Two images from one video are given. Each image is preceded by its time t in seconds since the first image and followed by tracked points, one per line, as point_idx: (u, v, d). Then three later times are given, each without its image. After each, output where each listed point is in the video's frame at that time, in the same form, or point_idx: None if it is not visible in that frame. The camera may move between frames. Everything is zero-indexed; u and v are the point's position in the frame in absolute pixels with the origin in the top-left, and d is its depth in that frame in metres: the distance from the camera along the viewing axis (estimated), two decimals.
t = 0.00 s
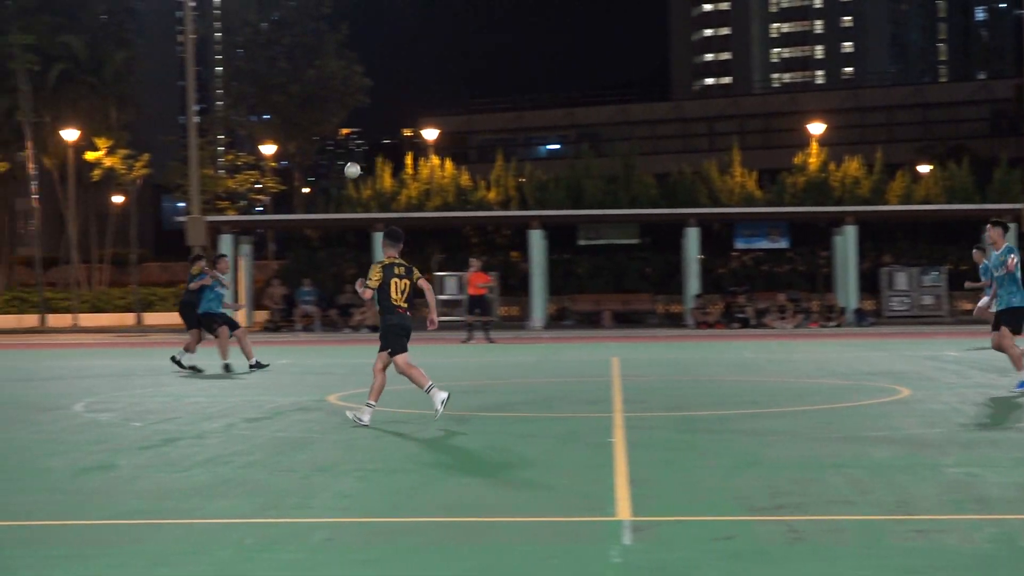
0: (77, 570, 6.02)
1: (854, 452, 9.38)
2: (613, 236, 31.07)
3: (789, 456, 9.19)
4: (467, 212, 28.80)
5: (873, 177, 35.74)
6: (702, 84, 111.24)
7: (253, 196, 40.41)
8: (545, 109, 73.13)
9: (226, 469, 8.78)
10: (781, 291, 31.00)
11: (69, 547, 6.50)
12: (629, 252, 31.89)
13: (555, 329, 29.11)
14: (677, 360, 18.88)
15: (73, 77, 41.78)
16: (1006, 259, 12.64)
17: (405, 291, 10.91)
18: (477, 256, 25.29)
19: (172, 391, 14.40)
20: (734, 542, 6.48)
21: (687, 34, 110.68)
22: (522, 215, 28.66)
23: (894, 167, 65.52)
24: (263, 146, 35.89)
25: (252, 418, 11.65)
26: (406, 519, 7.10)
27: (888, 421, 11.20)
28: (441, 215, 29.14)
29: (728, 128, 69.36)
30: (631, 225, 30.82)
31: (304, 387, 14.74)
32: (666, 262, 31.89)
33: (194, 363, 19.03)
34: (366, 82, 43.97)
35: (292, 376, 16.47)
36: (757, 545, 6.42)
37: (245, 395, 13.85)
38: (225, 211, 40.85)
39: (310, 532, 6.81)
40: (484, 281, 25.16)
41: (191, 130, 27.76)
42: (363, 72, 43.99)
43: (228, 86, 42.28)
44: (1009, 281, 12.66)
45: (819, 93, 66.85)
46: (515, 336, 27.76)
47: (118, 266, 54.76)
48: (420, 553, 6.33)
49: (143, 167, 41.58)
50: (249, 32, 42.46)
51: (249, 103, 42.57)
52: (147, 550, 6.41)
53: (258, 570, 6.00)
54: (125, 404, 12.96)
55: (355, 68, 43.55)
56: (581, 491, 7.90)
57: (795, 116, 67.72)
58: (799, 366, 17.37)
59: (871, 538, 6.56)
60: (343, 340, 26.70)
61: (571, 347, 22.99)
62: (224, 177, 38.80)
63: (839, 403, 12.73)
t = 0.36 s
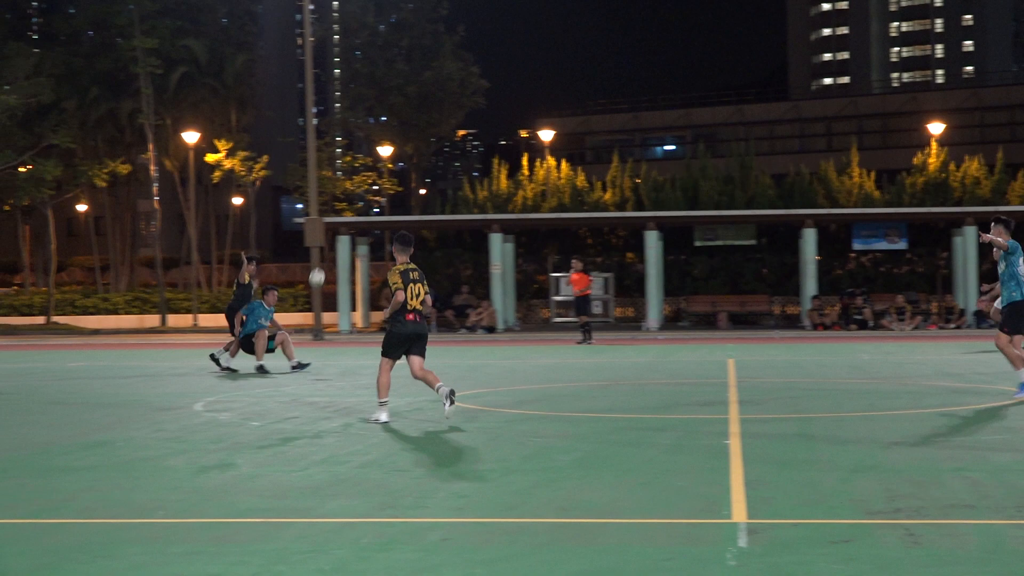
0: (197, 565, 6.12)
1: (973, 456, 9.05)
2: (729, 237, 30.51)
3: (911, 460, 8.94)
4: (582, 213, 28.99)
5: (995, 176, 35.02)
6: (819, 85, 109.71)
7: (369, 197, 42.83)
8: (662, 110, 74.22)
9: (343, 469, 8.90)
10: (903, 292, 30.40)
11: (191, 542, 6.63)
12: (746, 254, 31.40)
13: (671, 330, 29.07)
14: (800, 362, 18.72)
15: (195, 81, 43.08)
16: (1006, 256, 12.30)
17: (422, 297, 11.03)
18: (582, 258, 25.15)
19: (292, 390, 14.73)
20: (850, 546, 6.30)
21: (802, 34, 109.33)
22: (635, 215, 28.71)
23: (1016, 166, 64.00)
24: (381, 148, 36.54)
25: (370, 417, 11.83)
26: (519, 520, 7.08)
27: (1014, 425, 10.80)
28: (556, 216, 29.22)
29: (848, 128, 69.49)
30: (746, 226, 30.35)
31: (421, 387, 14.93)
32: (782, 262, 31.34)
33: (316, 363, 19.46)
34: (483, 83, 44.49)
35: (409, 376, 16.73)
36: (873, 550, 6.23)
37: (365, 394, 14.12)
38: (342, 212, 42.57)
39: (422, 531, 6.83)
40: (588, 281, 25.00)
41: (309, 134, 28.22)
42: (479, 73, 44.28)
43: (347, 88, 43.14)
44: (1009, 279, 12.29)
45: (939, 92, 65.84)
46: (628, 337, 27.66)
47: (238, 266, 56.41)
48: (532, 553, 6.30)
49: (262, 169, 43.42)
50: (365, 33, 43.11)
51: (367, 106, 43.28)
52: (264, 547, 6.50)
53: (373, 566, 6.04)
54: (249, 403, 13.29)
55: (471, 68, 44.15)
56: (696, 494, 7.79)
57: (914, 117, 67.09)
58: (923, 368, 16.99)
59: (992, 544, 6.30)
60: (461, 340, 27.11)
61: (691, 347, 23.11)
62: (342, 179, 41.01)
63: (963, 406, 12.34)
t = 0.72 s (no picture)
0: (270, 561, 6.22)
1: None
2: (801, 238, 30.55)
3: (983, 462, 8.84)
4: (655, 214, 29.05)
5: None
6: (892, 86, 110.36)
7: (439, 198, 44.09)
8: (735, 111, 76.10)
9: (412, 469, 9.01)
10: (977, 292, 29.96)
11: (262, 539, 6.74)
12: (817, 254, 31.00)
13: (741, 331, 28.96)
14: (868, 363, 18.63)
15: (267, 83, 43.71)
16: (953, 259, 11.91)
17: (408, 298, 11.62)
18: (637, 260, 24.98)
19: (362, 390, 14.94)
20: (922, 549, 6.25)
21: (874, 33, 108.37)
22: (706, 216, 28.70)
23: None
24: (452, 148, 36.86)
25: (439, 418, 11.98)
26: (588, 520, 7.13)
27: None
28: (628, 215, 29.21)
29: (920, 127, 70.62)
30: (819, 226, 30.19)
31: (489, 387, 15.09)
32: (854, 263, 30.76)
33: (384, 363, 19.76)
34: (554, 85, 44.55)
35: (478, 376, 16.89)
36: (948, 552, 6.18)
37: (435, 395, 14.31)
38: (412, 212, 43.09)
39: (490, 530, 6.89)
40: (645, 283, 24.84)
41: (380, 135, 28.26)
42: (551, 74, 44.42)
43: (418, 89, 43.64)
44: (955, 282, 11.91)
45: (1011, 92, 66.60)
46: (698, 338, 27.62)
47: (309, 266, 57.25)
48: (602, 552, 6.34)
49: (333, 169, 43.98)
50: (437, 35, 43.44)
51: (437, 106, 43.71)
52: (335, 544, 6.60)
53: (442, 564, 6.11)
54: (319, 403, 13.51)
55: (543, 70, 44.19)
56: (764, 495, 7.78)
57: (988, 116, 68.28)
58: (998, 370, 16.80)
59: None
60: (531, 341, 27.13)
61: (764, 348, 23.11)
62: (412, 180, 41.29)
63: None
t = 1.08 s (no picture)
0: (287, 560, 6.25)
1: None
2: (820, 239, 30.27)
3: (1002, 462, 8.82)
4: (672, 212, 28.91)
5: None
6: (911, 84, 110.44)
7: (459, 198, 44.32)
8: (753, 110, 76.16)
9: (429, 468, 9.03)
10: (995, 293, 29.77)
11: (279, 538, 6.78)
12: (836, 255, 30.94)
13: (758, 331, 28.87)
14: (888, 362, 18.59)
15: (286, 81, 43.85)
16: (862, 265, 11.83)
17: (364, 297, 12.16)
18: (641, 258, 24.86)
19: (379, 389, 14.97)
20: (941, 549, 6.24)
21: (893, 32, 108.14)
22: (724, 216, 28.72)
23: None
24: (470, 148, 36.88)
25: (456, 417, 12.00)
26: (607, 519, 7.15)
27: None
28: (646, 215, 29.17)
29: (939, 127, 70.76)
30: (837, 226, 30.10)
31: (507, 387, 15.10)
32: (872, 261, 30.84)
33: (403, 363, 19.81)
34: (572, 83, 44.45)
35: (495, 375, 16.90)
36: (967, 552, 6.17)
37: (453, 394, 14.33)
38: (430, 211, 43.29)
39: (507, 530, 6.91)
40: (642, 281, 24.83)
41: (399, 134, 28.63)
42: (569, 74, 44.29)
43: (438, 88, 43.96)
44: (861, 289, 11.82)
45: None
46: (716, 337, 27.64)
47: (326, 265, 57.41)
48: (619, 552, 6.35)
49: (352, 169, 44.24)
50: (456, 34, 43.57)
51: (456, 105, 43.86)
52: (352, 543, 6.63)
53: (459, 564, 6.13)
54: (338, 402, 13.55)
55: (561, 69, 44.07)
56: (783, 495, 7.78)
57: (1008, 116, 68.61)
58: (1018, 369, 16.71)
59: None
60: (548, 340, 27.07)
61: (782, 347, 23.08)
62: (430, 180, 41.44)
63: None
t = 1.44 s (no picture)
0: (286, 560, 6.24)
1: None
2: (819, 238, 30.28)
3: (1002, 462, 8.80)
4: (673, 212, 28.89)
5: None
6: (911, 83, 110.63)
7: (458, 197, 44.27)
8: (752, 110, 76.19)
9: (428, 468, 9.01)
10: (992, 293, 29.68)
11: (279, 537, 6.76)
12: (836, 254, 30.91)
13: (757, 331, 28.83)
14: (887, 362, 18.54)
15: (285, 81, 43.83)
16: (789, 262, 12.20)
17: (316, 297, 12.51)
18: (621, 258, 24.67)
19: (378, 389, 14.93)
20: (940, 549, 6.23)
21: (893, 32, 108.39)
22: (725, 216, 28.70)
23: None
24: (470, 147, 36.72)
25: (456, 417, 11.96)
26: (606, 519, 7.13)
27: None
28: (645, 214, 29.12)
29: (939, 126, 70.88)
30: (836, 225, 30.08)
31: (507, 386, 15.06)
32: (871, 262, 30.86)
33: (401, 362, 19.77)
34: (572, 83, 44.41)
35: (494, 375, 16.86)
36: (966, 552, 6.16)
37: (454, 394, 14.29)
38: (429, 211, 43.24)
39: (506, 530, 6.90)
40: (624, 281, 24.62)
41: (398, 133, 28.41)
42: (569, 73, 44.34)
43: (438, 88, 44.01)
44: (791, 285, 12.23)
45: None
46: (716, 336, 27.60)
47: (325, 265, 57.35)
48: (618, 552, 6.33)
49: (351, 168, 44.16)
50: (455, 33, 43.53)
51: (456, 104, 43.84)
52: (353, 543, 6.62)
53: (458, 564, 6.11)
54: (337, 402, 13.52)
55: (560, 68, 44.06)
56: (781, 494, 7.78)
57: (1006, 115, 68.63)
58: (1018, 369, 16.68)
59: None
60: (546, 340, 27.02)
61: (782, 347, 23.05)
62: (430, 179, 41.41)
63: None
